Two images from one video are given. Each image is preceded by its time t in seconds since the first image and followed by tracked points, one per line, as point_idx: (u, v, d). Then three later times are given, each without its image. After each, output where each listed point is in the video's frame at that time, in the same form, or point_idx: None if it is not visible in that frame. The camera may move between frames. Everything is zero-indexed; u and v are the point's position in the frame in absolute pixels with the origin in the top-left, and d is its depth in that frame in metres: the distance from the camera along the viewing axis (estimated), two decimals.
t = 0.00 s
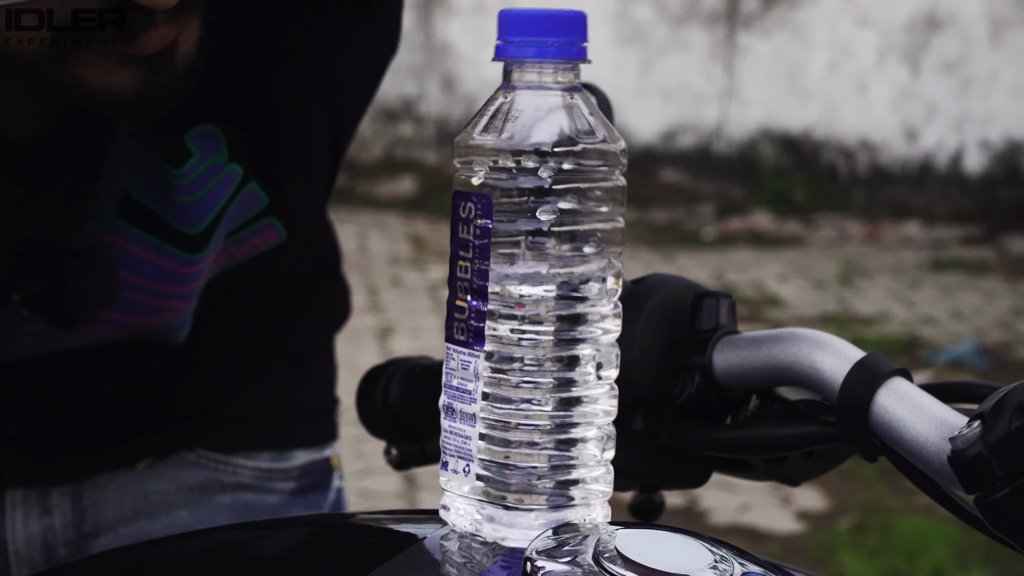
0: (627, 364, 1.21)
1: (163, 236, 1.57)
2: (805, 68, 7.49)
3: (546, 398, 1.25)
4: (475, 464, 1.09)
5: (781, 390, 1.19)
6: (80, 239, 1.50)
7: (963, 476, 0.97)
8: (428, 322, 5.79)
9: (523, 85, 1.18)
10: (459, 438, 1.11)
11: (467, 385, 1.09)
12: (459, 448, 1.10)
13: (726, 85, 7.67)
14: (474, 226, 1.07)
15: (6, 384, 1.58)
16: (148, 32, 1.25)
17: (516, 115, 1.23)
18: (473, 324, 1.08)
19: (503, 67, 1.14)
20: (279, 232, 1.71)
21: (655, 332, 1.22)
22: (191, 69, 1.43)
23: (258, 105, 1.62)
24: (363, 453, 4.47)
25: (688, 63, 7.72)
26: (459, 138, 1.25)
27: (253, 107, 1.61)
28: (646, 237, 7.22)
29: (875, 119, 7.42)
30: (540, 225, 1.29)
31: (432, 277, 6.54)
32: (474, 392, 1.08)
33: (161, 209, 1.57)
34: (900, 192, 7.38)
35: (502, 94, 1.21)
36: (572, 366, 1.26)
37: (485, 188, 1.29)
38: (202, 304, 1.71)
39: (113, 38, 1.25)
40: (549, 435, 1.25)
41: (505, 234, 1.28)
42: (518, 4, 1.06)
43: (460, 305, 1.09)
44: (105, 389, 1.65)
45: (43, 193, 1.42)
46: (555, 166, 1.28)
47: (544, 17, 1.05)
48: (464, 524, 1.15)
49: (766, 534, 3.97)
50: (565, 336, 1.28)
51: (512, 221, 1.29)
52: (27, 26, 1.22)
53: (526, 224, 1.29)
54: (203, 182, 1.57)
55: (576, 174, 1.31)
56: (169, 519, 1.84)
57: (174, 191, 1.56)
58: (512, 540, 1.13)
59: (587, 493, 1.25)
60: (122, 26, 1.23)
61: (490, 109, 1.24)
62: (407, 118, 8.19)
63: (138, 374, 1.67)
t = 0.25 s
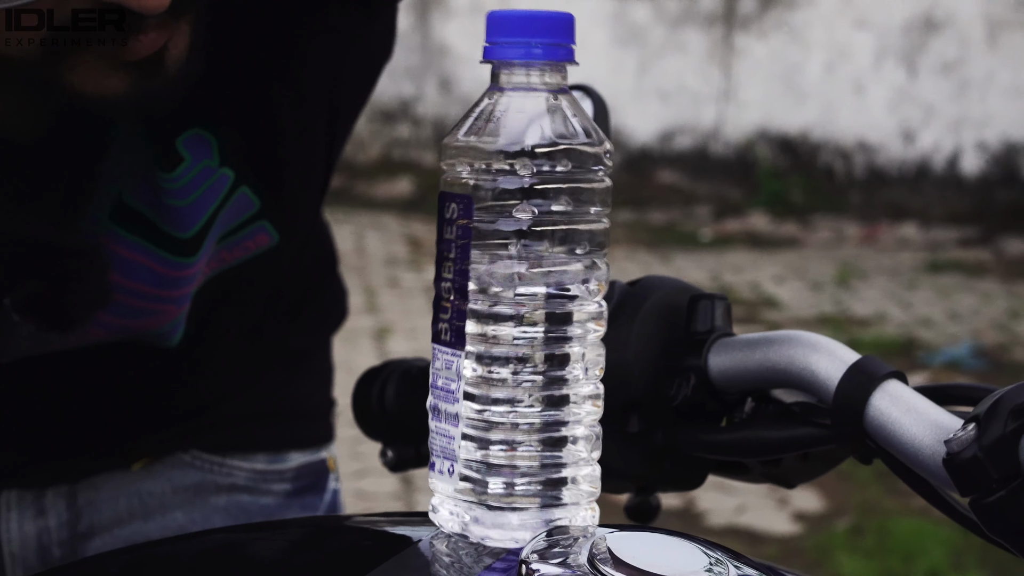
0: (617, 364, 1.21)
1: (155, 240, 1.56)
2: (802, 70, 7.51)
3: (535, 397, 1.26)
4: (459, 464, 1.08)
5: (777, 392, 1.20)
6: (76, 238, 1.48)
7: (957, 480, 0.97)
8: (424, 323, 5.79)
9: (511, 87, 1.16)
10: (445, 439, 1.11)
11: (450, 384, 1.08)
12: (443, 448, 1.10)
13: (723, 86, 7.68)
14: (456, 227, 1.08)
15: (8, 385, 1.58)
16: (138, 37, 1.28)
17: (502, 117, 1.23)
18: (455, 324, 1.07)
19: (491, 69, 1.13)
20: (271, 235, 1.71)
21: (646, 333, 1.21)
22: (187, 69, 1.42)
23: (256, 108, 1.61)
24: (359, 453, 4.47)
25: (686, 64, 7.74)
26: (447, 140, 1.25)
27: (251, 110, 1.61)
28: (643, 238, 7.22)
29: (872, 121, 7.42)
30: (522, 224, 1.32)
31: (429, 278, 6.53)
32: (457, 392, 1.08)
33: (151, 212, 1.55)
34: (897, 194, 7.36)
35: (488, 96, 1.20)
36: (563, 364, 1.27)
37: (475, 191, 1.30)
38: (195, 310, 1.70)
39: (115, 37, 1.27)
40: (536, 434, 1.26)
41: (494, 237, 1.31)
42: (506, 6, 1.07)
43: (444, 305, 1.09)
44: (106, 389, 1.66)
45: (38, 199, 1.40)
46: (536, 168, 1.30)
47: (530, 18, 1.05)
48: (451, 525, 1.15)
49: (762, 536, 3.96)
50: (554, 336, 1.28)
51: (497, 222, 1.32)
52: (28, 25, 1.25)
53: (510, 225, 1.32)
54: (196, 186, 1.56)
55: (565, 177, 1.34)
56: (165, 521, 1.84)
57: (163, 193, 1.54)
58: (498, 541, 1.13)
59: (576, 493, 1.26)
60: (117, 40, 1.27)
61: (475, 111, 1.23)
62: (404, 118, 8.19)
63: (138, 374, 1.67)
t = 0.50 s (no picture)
0: (615, 365, 1.21)
1: (146, 240, 1.56)
2: (799, 71, 7.51)
3: (535, 400, 1.28)
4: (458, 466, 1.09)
5: (771, 392, 1.21)
6: (69, 239, 1.50)
7: (953, 479, 0.97)
8: (422, 325, 5.79)
9: (507, 89, 1.17)
10: (444, 441, 1.11)
11: (449, 387, 1.08)
12: (443, 450, 1.10)
13: (721, 87, 7.70)
14: (454, 229, 1.08)
15: (11, 385, 1.58)
16: (127, 37, 1.30)
17: (498, 120, 1.22)
18: (453, 327, 1.07)
19: (487, 71, 1.14)
20: (263, 235, 1.72)
21: (644, 335, 1.21)
22: (167, 84, 1.43)
23: (251, 108, 1.60)
24: (358, 455, 4.47)
25: (684, 66, 7.76)
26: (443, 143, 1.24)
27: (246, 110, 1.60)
28: (641, 239, 7.23)
29: (869, 122, 7.40)
30: (519, 226, 1.33)
31: (427, 279, 6.53)
32: (456, 394, 1.08)
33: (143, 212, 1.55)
34: (895, 194, 7.35)
35: (483, 99, 1.20)
36: (562, 367, 1.28)
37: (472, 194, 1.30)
38: (190, 312, 1.68)
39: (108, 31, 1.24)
40: (534, 436, 1.27)
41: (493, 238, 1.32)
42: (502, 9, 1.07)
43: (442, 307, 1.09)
44: (105, 389, 1.65)
45: (37, 200, 1.45)
46: (533, 169, 1.30)
47: (525, 21, 1.05)
48: (450, 526, 1.15)
49: (761, 537, 3.96)
50: (553, 338, 1.29)
51: (494, 223, 1.32)
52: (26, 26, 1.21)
53: (506, 227, 1.33)
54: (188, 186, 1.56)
55: (561, 180, 1.33)
56: (162, 523, 1.84)
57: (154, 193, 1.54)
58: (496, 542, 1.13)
59: (576, 495, 1.27)
60: (104, 44, 1.27)
61: (470, 114, 1.23)
62: (402, 120, 8.20)
63: (137, 376, 1.67)
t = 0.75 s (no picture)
0: (616, 367, 1.21)
1: (147, 242, 1.56)
2: (800, 71, 7.45)
3: (539, 402, 1.27)
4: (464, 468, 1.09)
5: (773, 395, 1.21)
6: (67, 240, 1.50)
7: (954, 480, 0.97)
8: (422, 325, 5.79)
9: (512, 92, 1.17)
10: (449, 443, 1.11)
11: (455, 389, 1.09)
12: (448, 452, 1.10)
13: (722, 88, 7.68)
14: (460, 231, 1.08)
15: (13, 388, 1.59)
16: (131, 37, 1.26)
17: (501, 122, 1.23)
18: (460, 328, 1.08)
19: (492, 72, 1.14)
20: (266, 238, 1.74)
21: (645, 338, 1.22)
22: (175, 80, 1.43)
23: (252, 111, 1.60)
24: (357, 456, 4.48)
25: (684, 68, 7.70)
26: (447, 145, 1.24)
27: (246, 113, 1.60)
28: (640, 240, 7.25)
29: (870, 123, 7.34)
30: (525, 229, 1.32)
31: (427, 280, 6.54)
32: (461, 396, 1.08)
33: (144, 215, 1.55)
34: (895, 195, 7.38)
35: (489, 101, 1.20)
36: (564, 370, 1.28)
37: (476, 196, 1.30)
38: (189, 314, 1.68)
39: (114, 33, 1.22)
40: (537, 437, 1.27)
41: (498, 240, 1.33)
42: (507, 11, 1.07)
43: (448, 310, 1.09)
44: (105, 389, 1.65)
45: (36, 200, 1.44)
46: (538, 172, 1.30)
47: (530, 23, 1.05)
48: (454, 528, 1.16)
49: (759, 537, 3.97)
50: (557, 341, 1.28)
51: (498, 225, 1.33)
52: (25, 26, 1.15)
53: (511, 228, 1.33)
54: (190, 189, 1.57)
55: (565, 183, 1.32)
56: (161, 525, 1.84)
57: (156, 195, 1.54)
58: (501, 543, 1.13)
59: (579, 497, 1.26)
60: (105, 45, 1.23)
61: (476, 116, 1.23)
62: (401, 121, 8.22)
63: (137, 377, 1.67)
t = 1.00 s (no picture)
0: (612, 371, 1.21)
1: (148, 247, 1.56)
2: (798, 74, 7.49)
3: (535, 406, 1.28)
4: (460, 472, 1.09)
5: (770, 399, 1.20)
6: (69, 243, 1.49)
7: (950, 485, 0.98)
8: (421, 328, 5.79)
9: (508, 98, 1.17)
10: (445, 447, 1.11)
11: (451, 394, 1.09)
12: (445, 457, 1.10)
13: (719, 90, 7.70)
14: (456, 236, 1.08)
15: (14, 390, 1.59)
16: (132, 44, 1.25)
17: (498, 128, 1.25)
18: (455, 333, 1.08)
19: (489, 78, 1.14)
20: (266, 244, 1.73)
21: (642, 342, 1.22)
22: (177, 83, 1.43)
23: (251, 115, 1.61)
24: (356, 459, 4.47)
25: (682, 70, 7.77)
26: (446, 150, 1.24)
27: (246, 118, 1.61)
28: (639, 242, 7.24)
29: (869, 125, 7.33)
30: (522, 233, 1.32)
31: (426, 283, 6.53)
32: (457, 401, 1.08)
33: (144, 221, 1.56)
34: (893, 197, 7.39)
35: (487, 108, 1.21)
36: (561, 374, 1.28)
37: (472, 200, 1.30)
38: (188, 318, 1.69)
39: (115, 35, 1.21)
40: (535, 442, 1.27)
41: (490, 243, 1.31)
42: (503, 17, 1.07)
43: (444, 314, 1.09)
44: (106, 390, 1.66)
45: (36, 201, 1.42)
46: (535, 178, 1.30)
47: (527, 28, 1.05)
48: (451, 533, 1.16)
49: (759, 540, 3.97)
50: (556, 345, 1.28)
51: (496, 229, 1.31)
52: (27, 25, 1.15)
53: (509, 233, 1.32)
54: (191, 193, 1.57)
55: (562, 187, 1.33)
56: (161, 530, 1.83)
57: (157, 200, 1.55)
58: (499, 548, 1.14)
59: (576, 501, 1.27)
60: (107, 45, 1.23)
61: (473, 121, 1.24)
62: (400, 123, 8.21)
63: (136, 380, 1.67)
